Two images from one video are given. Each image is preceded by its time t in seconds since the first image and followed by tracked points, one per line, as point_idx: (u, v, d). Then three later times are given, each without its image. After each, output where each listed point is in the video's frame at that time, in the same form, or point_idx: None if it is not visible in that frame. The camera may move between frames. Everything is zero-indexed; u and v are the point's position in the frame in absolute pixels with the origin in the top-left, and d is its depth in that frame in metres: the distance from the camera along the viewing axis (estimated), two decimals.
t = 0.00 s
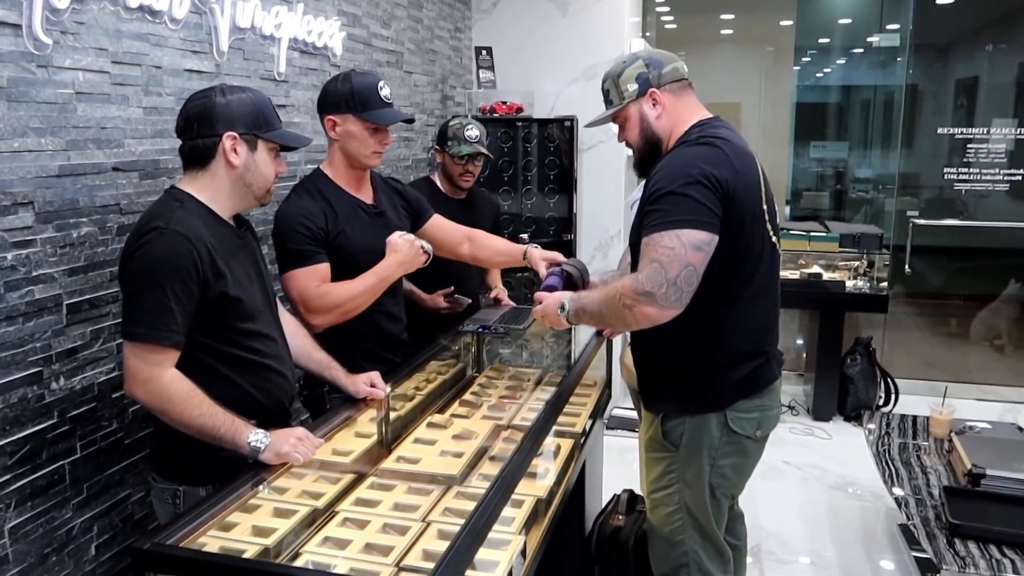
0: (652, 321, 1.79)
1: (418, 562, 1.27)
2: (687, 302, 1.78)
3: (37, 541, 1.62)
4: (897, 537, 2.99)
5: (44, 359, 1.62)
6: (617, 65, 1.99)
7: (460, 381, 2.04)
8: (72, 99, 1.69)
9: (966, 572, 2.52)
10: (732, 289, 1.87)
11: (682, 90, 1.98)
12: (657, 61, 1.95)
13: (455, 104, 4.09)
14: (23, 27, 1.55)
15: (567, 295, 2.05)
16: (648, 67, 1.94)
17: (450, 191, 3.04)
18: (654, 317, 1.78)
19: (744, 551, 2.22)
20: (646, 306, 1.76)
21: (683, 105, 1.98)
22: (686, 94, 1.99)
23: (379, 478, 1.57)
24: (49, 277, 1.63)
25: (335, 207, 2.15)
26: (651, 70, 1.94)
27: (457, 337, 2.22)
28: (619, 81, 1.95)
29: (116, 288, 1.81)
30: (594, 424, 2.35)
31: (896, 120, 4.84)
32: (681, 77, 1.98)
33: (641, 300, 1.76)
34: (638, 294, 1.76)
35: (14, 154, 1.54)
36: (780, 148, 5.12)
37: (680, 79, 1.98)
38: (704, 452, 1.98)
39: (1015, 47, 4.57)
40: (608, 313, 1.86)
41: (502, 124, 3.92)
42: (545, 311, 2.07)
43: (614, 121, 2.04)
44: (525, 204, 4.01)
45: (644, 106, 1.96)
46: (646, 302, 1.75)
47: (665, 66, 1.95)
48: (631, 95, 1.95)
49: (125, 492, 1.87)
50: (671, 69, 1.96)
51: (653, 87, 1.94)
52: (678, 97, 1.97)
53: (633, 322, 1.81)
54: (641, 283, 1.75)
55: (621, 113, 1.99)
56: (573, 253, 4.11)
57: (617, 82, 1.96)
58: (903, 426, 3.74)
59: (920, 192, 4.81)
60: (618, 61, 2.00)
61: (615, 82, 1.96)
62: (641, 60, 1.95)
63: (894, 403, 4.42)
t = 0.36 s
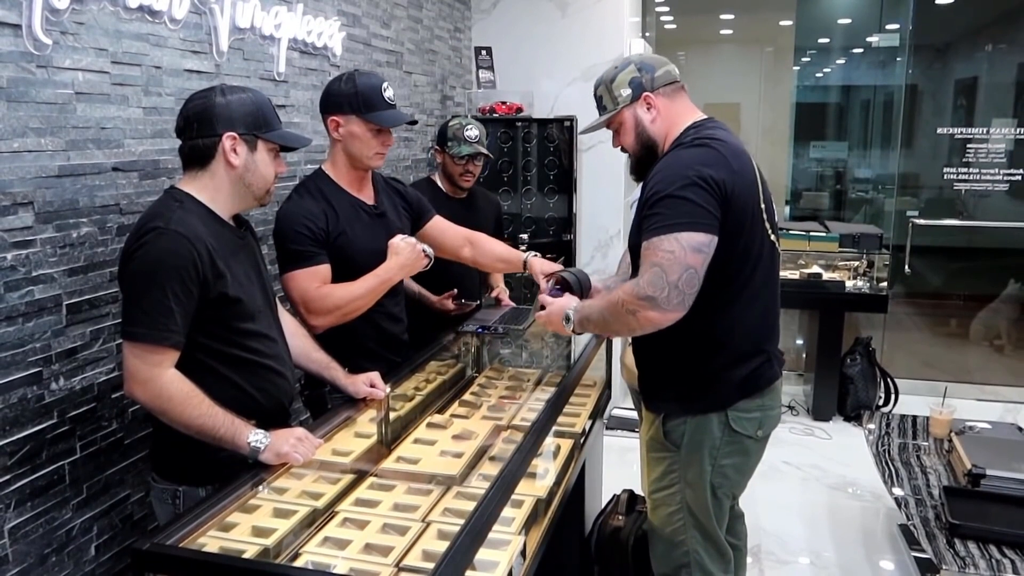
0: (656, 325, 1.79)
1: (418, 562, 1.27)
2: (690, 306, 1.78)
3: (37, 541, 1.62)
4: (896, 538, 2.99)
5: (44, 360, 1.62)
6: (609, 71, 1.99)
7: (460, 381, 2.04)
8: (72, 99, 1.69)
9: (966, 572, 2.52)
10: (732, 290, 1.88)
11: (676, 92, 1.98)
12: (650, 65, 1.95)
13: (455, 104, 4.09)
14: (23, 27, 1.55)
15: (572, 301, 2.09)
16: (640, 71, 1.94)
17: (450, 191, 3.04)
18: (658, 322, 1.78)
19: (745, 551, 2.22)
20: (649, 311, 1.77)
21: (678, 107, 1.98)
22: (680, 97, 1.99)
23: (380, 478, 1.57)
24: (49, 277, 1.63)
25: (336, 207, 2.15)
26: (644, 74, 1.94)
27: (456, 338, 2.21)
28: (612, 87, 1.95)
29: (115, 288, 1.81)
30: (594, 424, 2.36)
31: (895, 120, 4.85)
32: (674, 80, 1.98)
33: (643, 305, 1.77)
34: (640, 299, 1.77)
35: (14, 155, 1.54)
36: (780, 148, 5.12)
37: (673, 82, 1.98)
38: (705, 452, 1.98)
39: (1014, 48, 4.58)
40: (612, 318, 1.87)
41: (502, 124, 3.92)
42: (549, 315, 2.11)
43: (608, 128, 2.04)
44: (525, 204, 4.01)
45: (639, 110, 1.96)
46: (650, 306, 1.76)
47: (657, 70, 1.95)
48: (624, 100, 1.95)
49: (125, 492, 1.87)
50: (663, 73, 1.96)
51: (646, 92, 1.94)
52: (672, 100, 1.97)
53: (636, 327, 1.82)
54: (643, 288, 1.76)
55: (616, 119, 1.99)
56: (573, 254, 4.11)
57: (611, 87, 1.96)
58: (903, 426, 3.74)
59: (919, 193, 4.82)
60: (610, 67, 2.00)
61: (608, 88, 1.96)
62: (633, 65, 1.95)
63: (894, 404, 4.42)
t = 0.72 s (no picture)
0: (663, 326, 1.79)
1: (419, 563, 1.27)
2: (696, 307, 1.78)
3: (38, 542, 1.62)
4: (898, 539, 2.99)
5: (45, 361, 1.62)
6: (600, 81, 2.01)
7: (461, 382, 2.04)
8: (74, 100, 1.69)
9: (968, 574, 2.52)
10: (732, 291, 1.88)
11: (667, 98, 1.98)
12: (639, 73, 1.95)
13: (456, 105, 4.09)
14: (25, 28, 1.56)
15: (581, 286, 2.06)
16: (630, 80, 1.95)
17: (454, 192, 3.03)
18: (665, 323, 1.78)
19: (746, 552, 2.22)
20: (656, 314, 1.77)
21: (669, 113, 1.97)
22: (671, 101, 1.98)
23: (381, 479, 1.57)
24: (51, 278, 1.63)
25: (340, 209, 2.15)
26: (633, 83, 1.95)
27: (456, 340, 2.22)
28: (603, 97, 1.97)
29: (117, 289, 1.81)
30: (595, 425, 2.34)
31: (896, 121, 4.85)
32: (664, 85, 1.98)
33: (650, 307, 1.77)
34: (646, 301, 1.77)
35: (16, 156, 1.54)
36: (781, 149, 5.13)
37: (664, 88, 1.97)
38: (707, 453, 1.98)
39: (1015, 49, 4.57)
40: (619, 316, 1.86)
41: (502, 125, 3.88)
42: (554, 299, 2.07)
43: (603, 136, 2.04)
44: (526, 205, 4.01)
45: (630, 118, 1.96)
46: (656, 309, 1.76)
47: (646, 77, 1.95)
48: (615, 109, 1.96)
49: (126, 493, 1.87)
50: (653, 79, 1.96)
51: (637, 100, 1.95)
52: (662, 105, 1.96)
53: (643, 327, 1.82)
54: (649, 290, 1.75)
55: (609, 128, 2.00)
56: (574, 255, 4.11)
57: (602, 98, 1.97)
58: (904, 428, 3.74)
59: (921, 194, 4.81)
60: (601, 77, 2.01)
61: (599, 98, 1.97)
62: (621, 74, 1.96)
63: (895, 405, 4.42)
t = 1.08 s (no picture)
0: (675, 323, 1.77)
1: (419, 564, 1.27)
2: (708, 303, 1.77)
3: (37, 544, 1.62)
4: (897, 541, 2.99)
5: (45, 362, 1.62)
6: (591, 90, 2.02)
7: (461, 383, 2.04)
8: (73, 101, 1.69)
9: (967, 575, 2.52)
10: (733, 292, 1.88)
11: (659, 102, 1.98)
12: (629, 80, 1.97)
13: (455, 106, 4.09)
14: (24, 29, 1.56)
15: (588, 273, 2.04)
16: (620, 87, 1.97)
17: (459, 194, 3.01)
18: (678, 320, 1.76)
19: (746, 554, 2.22)
20: (671, 311, 1.74)
21: (663, 117, 1.97)
22: (665, 105, 1.98)
23: (381, 480, 1.57)
24: (50, 279, 1.63)
25: (342, 211, 2.15)
26: (623, 90, 1.96)
27: (456, 342, 2.23)
28: (595, 105, 1.98)
29: (116, 290, 1.81)
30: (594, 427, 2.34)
31: (896, 123, 4.85)
32: (656, 91, 1.98)
33: (663, 303, 1.73)
34: (660, 298, 1.74)
35: (16, 157, 1.54)
36: (780, 151, 5.13)
37: (655, 93, 1.98)
38: (707, 455, 1.98)
39: (1015, 50, 4.57)
40: (629, 309, 1.83)
41: (502, 127, 3.86)
42: (564, 284, 2.05)
43: (598, 145, 2.05)
44: (526, 206, 3.99)
45: (623, 125, 1.97)
46: (669, 305, 1.73)
47: (636, 84, 1.96)
48: (607, 117, 1.97)
49: (125, 494, 1.87)
50: (643, 86, 1.97)
51: (629, 106, 1.96)
52: (655, 110, 1.97)
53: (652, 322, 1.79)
54: (662, 286, 1.72)
55: (603, 136, 2.01)
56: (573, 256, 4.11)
57: (593, 106, 1.98)
58: (904, 429, 3.74)
59: (920, 195, 4.81)
60: (592, 86, 2.03)
61: (591, 107, 1.99)
62: (612, 82, 1.97)
63: (894, 406, 4.42)
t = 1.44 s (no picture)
0: (680, 302, 1.74)
1: (419, 562, 1.27)
2: (714, 283, 1.74)
3: (38, 541, 1.62)
4: (897, 539, 2.99)
5: (45, 359, 1.62)
6: (587, 98, 2.03)
7: (461, 382, 2.04)
8: (73, 99, 1.69)
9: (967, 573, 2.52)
10: (733, 286, 1.87)
11: (653, 104, 1.98)
12: (621, 85, 1.97)
13: (455, 104, 4.09)
14: (24, 27, 1.55)
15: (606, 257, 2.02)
16: (613, 93, 1.97)
17: (460, 193, 3.01)
18: (684, 298, 1.73)
19: (746, 552, 2.22)
20: (677, 288, 1.71)
21: (659, 118, 1.97)
22: (659, 107, 1.99)
23: (381, 479, 1.57)
24: (50, 277, 1.63)
25: (340, 210, 2.15)
26: (617, 95, 1.96)
27: (456, 340, 2.23)
28: (591, 113, 1.98)
29: (116, 288, 1.81)
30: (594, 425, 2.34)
31: (896, 121, 4.85)
32: (649, 93, 1.98)
33: (668, 279, 1.71)
34: (665, 272, 1.71)
35: (16, 155, 1.54)
36: (780, 149, 5.12)
37: (648, 95, 1.98)
38: (706, 453, 1.98)
39: (1015, 49, 4.57)
40: (639, 287, 1.81)
41: (502, 125, 3.86)
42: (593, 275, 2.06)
43: (597, 152, 2.05)
44: (526, 205, 3.98)
45: (620, 128, 1.96)
46: (674, 281, 1.71)
47: (629, 88, 1.97)
48: (603, 122, 1.97)
49: (126, 492, 1.87)
50: (636, 89, 1.97)
51: (625, 109, 1.95)
52: (650, 111, 1.96)
53: (660, 300, 1.77)
54: (667, 261, 1.70)
55: (602, 142, 2.01)
56: (574, 254, 4.11)
57: (590, 114, 1.99)
58: (904, 427, 3.74)
59: (920, 194, 4.81)
60: (588, 93, 2.04)
61: (587, 115, 1.99)
62: (606, 89, 1.98)
63: (894, 405, 4.42)
